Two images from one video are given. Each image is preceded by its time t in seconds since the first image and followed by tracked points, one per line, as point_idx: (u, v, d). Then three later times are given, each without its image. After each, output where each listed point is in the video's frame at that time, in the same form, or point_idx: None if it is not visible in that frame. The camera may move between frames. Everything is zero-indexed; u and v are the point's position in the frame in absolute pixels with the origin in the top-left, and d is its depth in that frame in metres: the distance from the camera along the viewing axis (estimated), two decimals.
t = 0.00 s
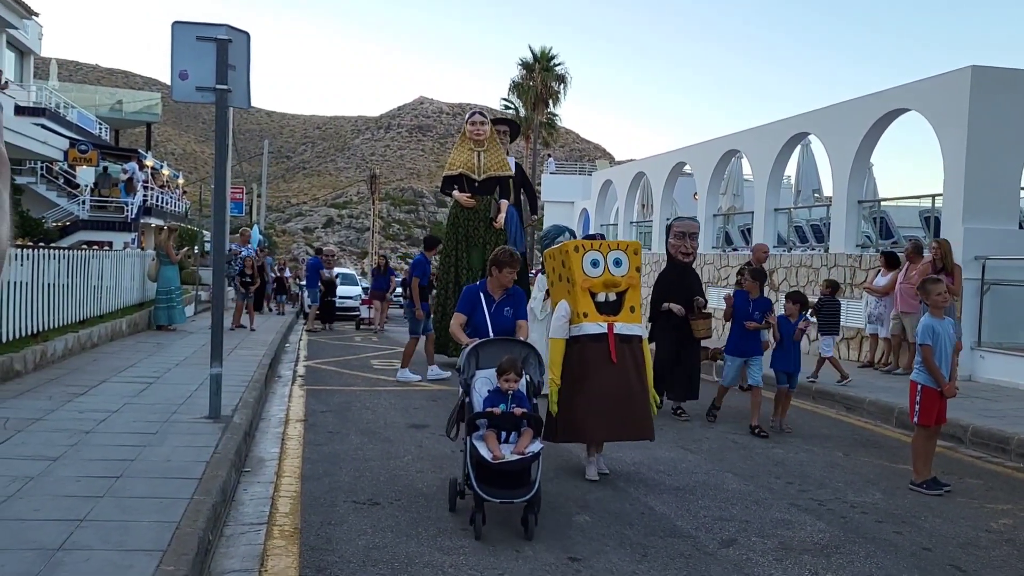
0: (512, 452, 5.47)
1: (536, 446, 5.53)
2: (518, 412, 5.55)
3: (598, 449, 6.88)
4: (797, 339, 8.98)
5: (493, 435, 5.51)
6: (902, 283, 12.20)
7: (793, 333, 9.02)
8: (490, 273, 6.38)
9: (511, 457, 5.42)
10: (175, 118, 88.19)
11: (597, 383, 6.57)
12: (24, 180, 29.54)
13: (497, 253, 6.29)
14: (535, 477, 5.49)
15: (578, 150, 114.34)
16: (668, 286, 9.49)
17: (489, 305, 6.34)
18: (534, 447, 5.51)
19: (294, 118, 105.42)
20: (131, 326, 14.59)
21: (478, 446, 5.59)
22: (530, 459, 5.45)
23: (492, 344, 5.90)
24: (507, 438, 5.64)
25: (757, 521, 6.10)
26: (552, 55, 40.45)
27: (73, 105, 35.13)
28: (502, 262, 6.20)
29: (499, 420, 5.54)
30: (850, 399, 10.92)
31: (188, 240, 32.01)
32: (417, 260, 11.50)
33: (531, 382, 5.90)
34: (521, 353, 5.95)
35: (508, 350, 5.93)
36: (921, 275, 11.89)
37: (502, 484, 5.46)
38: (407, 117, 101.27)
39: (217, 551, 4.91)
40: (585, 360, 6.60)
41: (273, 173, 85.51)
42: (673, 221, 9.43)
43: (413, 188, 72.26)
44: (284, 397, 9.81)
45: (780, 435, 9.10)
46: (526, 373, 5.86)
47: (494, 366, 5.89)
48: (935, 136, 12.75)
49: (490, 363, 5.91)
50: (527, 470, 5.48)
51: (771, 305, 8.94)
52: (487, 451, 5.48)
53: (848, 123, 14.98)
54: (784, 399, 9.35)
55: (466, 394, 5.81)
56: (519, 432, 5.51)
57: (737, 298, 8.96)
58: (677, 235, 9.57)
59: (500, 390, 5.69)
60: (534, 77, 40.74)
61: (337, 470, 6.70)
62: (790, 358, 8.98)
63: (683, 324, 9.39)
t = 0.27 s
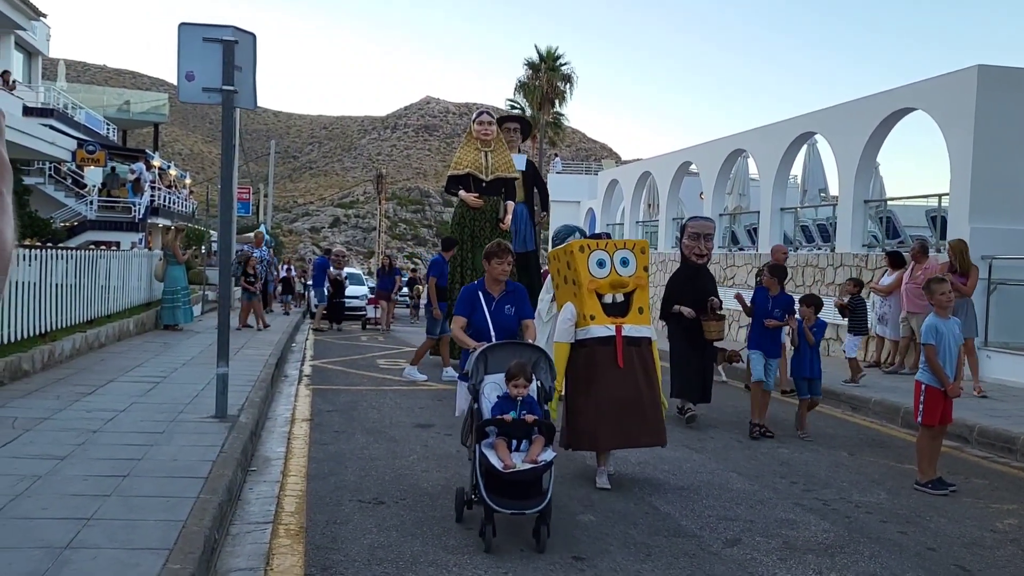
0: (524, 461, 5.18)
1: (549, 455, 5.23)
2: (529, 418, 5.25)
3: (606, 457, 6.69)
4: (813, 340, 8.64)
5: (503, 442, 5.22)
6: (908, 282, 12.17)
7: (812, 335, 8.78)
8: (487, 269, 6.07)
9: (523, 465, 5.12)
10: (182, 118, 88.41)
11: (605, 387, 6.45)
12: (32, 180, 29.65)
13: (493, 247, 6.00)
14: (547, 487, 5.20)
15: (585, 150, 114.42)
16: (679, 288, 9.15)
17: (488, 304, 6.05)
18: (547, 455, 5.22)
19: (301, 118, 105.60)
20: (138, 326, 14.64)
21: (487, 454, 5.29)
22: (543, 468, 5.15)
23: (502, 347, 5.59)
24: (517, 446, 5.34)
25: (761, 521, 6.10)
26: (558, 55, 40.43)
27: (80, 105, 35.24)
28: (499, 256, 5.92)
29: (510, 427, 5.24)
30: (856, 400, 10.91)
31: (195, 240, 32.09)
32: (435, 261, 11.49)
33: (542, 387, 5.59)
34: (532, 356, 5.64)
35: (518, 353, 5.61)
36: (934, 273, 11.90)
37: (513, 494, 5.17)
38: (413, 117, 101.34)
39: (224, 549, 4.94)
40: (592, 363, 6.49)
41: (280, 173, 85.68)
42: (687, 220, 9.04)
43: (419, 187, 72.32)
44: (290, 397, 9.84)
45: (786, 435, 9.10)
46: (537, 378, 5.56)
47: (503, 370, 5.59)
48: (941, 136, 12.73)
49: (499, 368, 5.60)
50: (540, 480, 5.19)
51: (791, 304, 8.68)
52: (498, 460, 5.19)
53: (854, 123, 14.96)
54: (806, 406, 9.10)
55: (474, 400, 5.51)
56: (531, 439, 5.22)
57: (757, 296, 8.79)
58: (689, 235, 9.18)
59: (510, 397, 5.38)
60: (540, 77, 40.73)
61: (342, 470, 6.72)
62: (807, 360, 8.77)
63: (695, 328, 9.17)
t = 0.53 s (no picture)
0: (533, 472, 4.97)
1: (559, 466, 5.02)
2: (538, 427, 5.03)
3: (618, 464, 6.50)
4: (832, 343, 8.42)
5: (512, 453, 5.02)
6: (913, 283, 12.16)
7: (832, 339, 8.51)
8: (488, 270, 5.90)
9: (533, 477, 4.91)
10: (188, 120, 88.66)
11: (614, 394, 6.21)
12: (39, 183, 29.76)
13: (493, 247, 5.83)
14: (557, 499, 5.00)
15: (591, 151, 114.42)
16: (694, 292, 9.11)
17: (490, 306, 5.87)
18: (556, 467, 5.00)
19: (307, 120, 105.80)
20: (145, 328, 14.69)
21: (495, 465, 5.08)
22: (553, 480, 4.94)
23: (509, 353, 5.37)
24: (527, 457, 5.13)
25: (766, 522, 6.10)
26: (563, 56, 40.45)
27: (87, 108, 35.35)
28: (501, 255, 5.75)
29: (519, 437, 5.03)
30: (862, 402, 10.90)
31: (202, 242, 32.19)
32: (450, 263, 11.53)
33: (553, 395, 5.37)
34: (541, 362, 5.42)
35: (526, 360, 5.39)
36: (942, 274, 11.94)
37: (522, 507, 4.97)
38: (419, 119, 101.45)
39: (229, 550, 4.96)
40: (600, 369, 6.24)
41: (286, 175, 85.87)
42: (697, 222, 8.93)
43: (425, 189, 72.38)
44: (296, 398, 9.87)
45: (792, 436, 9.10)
46: (547, 384, 5.35)
47: (512, 377, 5.38)
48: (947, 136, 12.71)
49: (507, 375, 5.39)
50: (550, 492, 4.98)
51: (806, 307, 8.44)
52: (506, 471, 4.98)
53: (860, 123, 14.95)
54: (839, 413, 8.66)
55: (481, 408, 5.31)
56: (540, 449, 5.01)
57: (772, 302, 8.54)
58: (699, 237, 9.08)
59: (520, 405, 5.17)
60: (546, 79, 40.74)
61: (347, 471, 6.75)
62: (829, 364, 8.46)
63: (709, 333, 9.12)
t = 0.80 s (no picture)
0: (540, 486, 4.77)
1: (567, 478, 4.82)
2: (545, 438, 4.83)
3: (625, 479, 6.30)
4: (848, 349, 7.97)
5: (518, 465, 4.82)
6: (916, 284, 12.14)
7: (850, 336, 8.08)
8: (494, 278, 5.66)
9: (540, 490, 4.71)
10: (193, 124, 88.86)
11: (622, 408, 6.04)
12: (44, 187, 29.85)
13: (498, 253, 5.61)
14: (566, 513, 4.79)
15: (595, 153, 114.45)
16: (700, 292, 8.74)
17: (497, 317, 5.62)
18: (565, 480, 4.80)
19: (311, 123, 105.97)
20: (150, 331, 14.72)
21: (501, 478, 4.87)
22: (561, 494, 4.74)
23: (515, 361, 5.19)
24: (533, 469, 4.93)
25: (770, 524, 6.10)
26: (567, 59, 40.50)
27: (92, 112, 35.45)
28: (506, 260, 5.52)
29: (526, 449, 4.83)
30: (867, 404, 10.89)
31: (206, 246, 32.25)
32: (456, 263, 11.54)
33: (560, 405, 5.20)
34: (548, 371, 5.25)
35: (532, 368, 5.22)
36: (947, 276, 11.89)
37: (528, 522, 4.76)
38: (423, 122, 101.57)
39: (233, 553, 4.97)
40: (607, 382, 6.07)
41: (290, 178, 86.02)
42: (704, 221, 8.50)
43: (429, 192, 72.45)
44: (300, 401, 9.88)
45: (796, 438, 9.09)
46: (555, 394, 5.15)
47: (518, 385, 5.18)
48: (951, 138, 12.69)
49: (513, 383, 5.19)
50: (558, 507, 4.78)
51: (818, 307, 8.07)
52: (512, 484, 4.77)
53: (864, 125, 14.94)
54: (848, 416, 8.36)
55: (486, 418, 5.11)
56: (548, 461, 4.81)
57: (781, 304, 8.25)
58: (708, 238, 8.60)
59: (526, 415, 4.97)
60: (549, 81, 40.77)
61: (351, 474, 6.76)
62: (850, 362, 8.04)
63: (715, 331, 8.66)
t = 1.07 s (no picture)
0: (545, 502, 4.61)
1: (573, 494, 4.67)
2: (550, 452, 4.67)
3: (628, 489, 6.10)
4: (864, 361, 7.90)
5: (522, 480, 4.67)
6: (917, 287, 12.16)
7: (860, 346, 8.02)
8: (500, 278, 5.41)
9: (547, 507, 4.56)
10: (194, 129, 88.97)
11: (625, 415, 5.89)
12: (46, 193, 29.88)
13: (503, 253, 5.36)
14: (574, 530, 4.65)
15: (596, 156, 114.56)
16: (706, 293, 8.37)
17: (502, 318, 5.37)
18: (571, 495, 4.65)
19: (312, 128, 106.08)
20: (151, 336, 14.72)
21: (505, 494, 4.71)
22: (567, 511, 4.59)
23: (518, 370, 5.02)
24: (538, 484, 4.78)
25: (772, 527, 6.10)
26: (568, 62, 40.55)
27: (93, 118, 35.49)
28: (511, 261, 5.27)
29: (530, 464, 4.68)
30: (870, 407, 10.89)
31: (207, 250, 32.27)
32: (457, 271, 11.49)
33: (567, 416, 5.03)
34: (554, 381, 5.06)
35: (537, 377, 5.05)
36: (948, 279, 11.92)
37: (534, 540, 4.62)
38: (424, 126, 101.67)
39: (235, 558, 4.97)
40: (610, 387, 5.92)
41: (291, 183, 86.10)
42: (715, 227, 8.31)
43: (430, 196, 72.48)
44: (301, 406, 9.88)
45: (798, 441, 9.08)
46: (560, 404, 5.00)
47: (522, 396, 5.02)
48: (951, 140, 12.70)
49: (517, 394, 5.03)
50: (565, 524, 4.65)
51: (835, 315, 7.85)
52: (516, 500, 4.62)
53: (864, 127, 14.95)
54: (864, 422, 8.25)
55: (488, 430, 4.95)
56: (554, 476, 4.66)
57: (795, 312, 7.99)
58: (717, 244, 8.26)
59: (529, 428, 4.81)
60: (550, 84, 40.83)
61: (353, 478, 6.77)
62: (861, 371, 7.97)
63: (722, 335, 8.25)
